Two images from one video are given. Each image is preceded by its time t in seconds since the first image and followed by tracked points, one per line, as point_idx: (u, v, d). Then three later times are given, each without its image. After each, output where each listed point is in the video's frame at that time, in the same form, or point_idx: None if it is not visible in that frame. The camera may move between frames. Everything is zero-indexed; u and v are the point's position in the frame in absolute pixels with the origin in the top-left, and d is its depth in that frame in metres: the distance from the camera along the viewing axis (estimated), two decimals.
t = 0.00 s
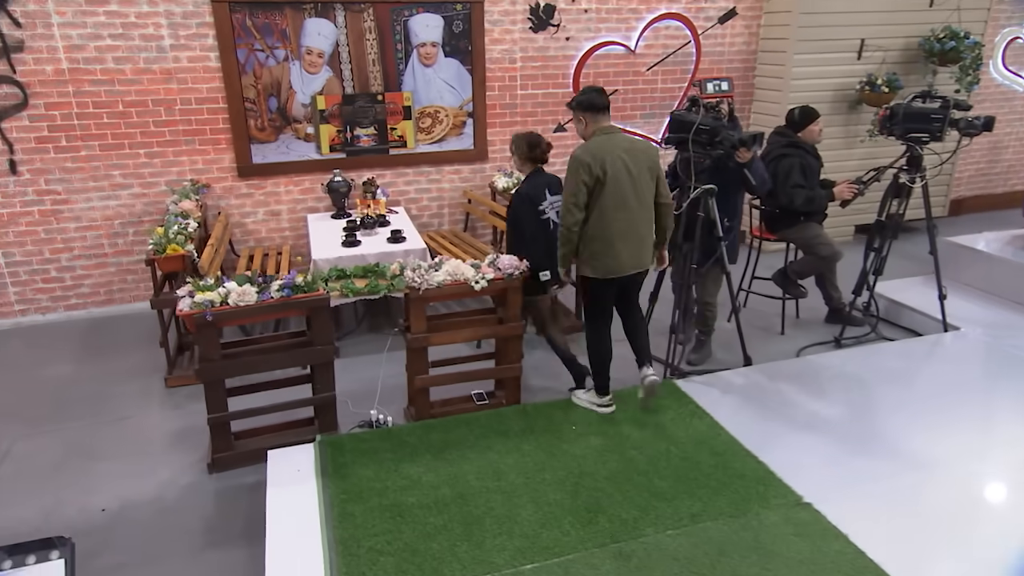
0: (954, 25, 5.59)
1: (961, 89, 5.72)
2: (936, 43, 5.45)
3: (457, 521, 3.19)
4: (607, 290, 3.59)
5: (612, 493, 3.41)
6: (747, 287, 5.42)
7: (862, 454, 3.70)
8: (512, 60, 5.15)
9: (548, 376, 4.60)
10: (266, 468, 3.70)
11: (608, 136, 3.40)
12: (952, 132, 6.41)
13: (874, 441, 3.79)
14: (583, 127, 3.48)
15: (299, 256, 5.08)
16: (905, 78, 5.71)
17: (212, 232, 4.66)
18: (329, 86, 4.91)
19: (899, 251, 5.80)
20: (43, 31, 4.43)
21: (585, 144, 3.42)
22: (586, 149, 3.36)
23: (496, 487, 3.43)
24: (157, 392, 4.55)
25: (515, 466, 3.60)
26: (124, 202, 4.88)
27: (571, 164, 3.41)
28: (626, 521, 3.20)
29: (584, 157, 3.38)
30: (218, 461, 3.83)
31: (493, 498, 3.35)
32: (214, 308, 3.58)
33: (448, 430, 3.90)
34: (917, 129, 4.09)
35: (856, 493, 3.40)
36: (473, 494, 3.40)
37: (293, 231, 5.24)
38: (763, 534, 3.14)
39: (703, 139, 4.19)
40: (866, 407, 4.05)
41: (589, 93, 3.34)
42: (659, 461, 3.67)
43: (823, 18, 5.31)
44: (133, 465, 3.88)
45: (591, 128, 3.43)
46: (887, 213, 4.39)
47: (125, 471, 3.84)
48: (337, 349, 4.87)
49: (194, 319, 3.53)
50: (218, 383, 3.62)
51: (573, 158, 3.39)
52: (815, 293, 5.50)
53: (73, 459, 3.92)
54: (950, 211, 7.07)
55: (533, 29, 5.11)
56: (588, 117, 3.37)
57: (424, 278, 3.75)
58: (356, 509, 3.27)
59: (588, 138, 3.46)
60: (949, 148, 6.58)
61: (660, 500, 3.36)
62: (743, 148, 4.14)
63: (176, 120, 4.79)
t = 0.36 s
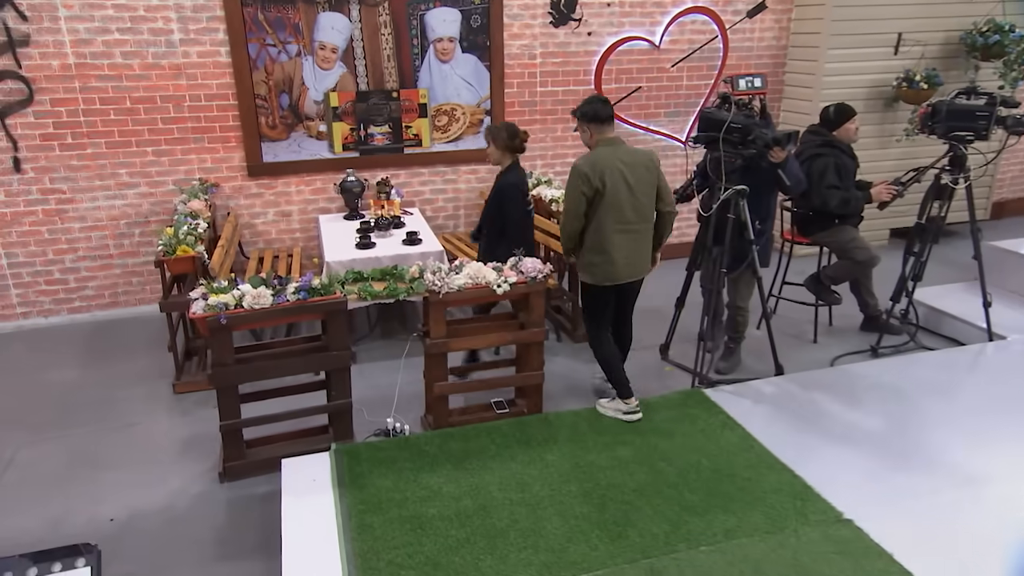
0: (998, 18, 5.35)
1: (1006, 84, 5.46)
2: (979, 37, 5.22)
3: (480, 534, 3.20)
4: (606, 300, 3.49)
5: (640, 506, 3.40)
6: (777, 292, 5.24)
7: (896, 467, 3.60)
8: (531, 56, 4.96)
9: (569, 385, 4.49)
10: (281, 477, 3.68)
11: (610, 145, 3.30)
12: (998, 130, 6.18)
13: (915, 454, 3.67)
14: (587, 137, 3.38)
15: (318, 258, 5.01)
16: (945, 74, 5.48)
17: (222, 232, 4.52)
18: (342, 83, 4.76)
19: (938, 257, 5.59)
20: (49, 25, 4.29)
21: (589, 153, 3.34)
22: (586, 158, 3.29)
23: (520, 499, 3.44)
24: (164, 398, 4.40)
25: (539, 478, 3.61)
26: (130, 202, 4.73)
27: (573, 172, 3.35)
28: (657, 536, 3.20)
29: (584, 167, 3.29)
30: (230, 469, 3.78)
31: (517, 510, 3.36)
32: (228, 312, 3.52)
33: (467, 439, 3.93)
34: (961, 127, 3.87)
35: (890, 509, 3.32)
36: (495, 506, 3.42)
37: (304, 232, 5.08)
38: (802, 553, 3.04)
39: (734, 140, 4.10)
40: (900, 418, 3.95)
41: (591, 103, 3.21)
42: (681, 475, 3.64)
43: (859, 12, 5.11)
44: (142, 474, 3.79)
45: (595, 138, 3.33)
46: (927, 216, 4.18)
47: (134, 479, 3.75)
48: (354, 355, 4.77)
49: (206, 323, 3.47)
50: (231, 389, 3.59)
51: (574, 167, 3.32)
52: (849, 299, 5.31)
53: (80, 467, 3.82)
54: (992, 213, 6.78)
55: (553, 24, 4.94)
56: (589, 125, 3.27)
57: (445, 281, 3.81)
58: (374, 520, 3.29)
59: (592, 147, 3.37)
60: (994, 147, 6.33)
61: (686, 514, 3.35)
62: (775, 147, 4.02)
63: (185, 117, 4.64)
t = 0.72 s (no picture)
0: None
1: None
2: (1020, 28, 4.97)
3: (499, 550, 3.10)
4: (604, 295, 3.89)
5: (666, 522, 3.25)
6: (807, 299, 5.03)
7: (934, 482, 3.41)
8: (547, 50, 4.76)
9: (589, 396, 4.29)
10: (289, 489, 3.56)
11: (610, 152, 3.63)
12: None
13: (956, 470, 3.47)
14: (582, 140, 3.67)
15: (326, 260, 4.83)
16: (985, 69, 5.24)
17: (225, 233, 4.33)
18: (350, 78, 4.57)
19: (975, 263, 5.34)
20: (45, 17, 4.11)
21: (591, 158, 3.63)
22: (595, 164, 3.58)
23: (540, 514, 3.33)
24: (163, 406, 4.20)
25: (558, 493, 3.48)
26: (128, 201, 4.54)
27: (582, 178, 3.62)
28: (684, 554, 3.06)
29: (593, 172, 3.59)
30: (234, 482, 3.62)
31: (536, 526, 3.25)
32: (234, 315, 3.38)
33: (483, 452, 3.83)
34: (1007, 124, 3.64)
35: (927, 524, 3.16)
36: (513, 521, 3.30)
37: (309, 234, 4.88)
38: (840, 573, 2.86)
39: (763, 136, 3.90)
40: (939, 428, 3.75)
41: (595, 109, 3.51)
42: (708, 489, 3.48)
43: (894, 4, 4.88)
44: (141, 486, 3.61)
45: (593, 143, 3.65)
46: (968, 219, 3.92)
47: (133, 492, 3.57)
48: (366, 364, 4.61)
49: (215, 327, 3.33)
50: (237, 396, 3.45)
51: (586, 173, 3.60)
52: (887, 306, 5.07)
53: (76, 480, 3.63)
54: None
55: (571, 16, 4.73)
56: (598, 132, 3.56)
57: (461, 285, 3.72)
58: (387, 535, 3.19)
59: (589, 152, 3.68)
60: None
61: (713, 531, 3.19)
62: (809, 144, 3.80)
63: (186, 113, 4.45)
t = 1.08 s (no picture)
0: None
1: None
2: None
3: (517, 569, 2.91)
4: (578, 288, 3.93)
5: (696, 542, 3.04)
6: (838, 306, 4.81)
7: (982, 500, 3.19)
8: (564, 43, 4.56)
9: (611, 407, 4.05)
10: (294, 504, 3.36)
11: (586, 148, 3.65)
12: None
13: (1006, 488, 3.25)
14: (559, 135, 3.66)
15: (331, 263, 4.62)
16: None
17: (225, 235, 4.11)
18: (357, 72, 4.36)
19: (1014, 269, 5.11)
20: (38, 7, 3.92)
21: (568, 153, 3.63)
22: (572, 159, 3.60)
23: (559, 531, 3.13)
24: (160, 417, 3.98)
25: (579, 509, 3.27)
26: (124, 201, 4.34)
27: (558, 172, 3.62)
28: None
29: (571, 167, 3.60)
30: (236, 495, 3.41)
31: (556, 544, 3.05)
32: (238, 320, 3.18)
33: (498, 465, 3.61)
34: None
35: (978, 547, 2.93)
36: (532, 539, 3.11)
37: (313, 236, 4.66)
38: None
39: (795, 133, 3.67)
40: (984, 444, 3.53)
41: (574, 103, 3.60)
42: (738, 506, 3.25)
43: None
44: (136, 500, 3.40)
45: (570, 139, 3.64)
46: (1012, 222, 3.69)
47: (128, 508, 3.35)
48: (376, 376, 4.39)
49: (217, 333, 3.13)
50: (239, 406, 3.24)
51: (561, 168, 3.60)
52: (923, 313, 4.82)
53: (67, 495, 3.41)
54: None
55: (589, 8, 4.53)
56: (577, 125, 3.60)
57: (475, 290, 3.52)
58: (398, 552, 3.01)
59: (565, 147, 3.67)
60: None
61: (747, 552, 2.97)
62: (844, 142, 3.59)
63: (185, 108, 4.24)
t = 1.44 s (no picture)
0: None
1: None
2: None
3: None
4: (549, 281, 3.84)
5: (733, 565, 2.81)
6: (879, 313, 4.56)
7: None
8: (586, 34, 4.37)
9: (639, 418, 3.80)
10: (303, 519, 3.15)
11: (563, 138, 3.55)
12: None
13: None
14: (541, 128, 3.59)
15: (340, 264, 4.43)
16: None
17: (229, 235, 3.90)
18: (367, 64, 4.16)
19: None
20: None
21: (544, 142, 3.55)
22: (545, 148, 3.52)
23: (584, 550, 2.93)
24: (159, 426, 3.76)
25: (605, 527, 3.05)
26: (121, 199, 4.16)
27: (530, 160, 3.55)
28: None
29: (543, 156, 3.51)
30: (241, 510, 3.20)
31: (582, 565, 2.84)
32: (244, 324, 2.99)
33: (518, 479, 3.38)
34: None
35: None
36: (555, 559, 2.90)
37: (319, 237, 4.45)
38: None
39: (832, 130, 3.44)
40: None
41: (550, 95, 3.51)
42: (776, 526, 3.02)
43: None
44: (135, 514, 3.19)
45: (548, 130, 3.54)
46: None
47: (123, 526, 3.12)
48: (387, 386, 4.14)
49: (223, 337, 2.94)
50: (245, 415, 3.04)
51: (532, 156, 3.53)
52: (967, 321, 4.56)
53: (58, 510, 3.19)
54: None
55: None
56: (554, 119, 3.54)
57: (495, 293, 3.34)
58: (413, 572, 2.81)
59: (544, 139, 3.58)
60: None
61: None
62: (887, 138, 3.35)
63: (186, 101, 4.07)
